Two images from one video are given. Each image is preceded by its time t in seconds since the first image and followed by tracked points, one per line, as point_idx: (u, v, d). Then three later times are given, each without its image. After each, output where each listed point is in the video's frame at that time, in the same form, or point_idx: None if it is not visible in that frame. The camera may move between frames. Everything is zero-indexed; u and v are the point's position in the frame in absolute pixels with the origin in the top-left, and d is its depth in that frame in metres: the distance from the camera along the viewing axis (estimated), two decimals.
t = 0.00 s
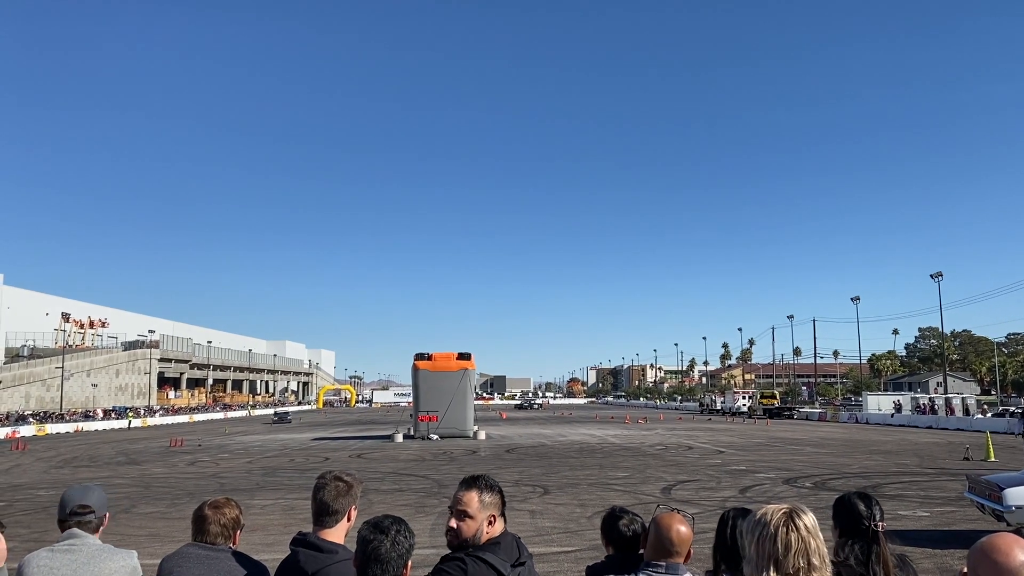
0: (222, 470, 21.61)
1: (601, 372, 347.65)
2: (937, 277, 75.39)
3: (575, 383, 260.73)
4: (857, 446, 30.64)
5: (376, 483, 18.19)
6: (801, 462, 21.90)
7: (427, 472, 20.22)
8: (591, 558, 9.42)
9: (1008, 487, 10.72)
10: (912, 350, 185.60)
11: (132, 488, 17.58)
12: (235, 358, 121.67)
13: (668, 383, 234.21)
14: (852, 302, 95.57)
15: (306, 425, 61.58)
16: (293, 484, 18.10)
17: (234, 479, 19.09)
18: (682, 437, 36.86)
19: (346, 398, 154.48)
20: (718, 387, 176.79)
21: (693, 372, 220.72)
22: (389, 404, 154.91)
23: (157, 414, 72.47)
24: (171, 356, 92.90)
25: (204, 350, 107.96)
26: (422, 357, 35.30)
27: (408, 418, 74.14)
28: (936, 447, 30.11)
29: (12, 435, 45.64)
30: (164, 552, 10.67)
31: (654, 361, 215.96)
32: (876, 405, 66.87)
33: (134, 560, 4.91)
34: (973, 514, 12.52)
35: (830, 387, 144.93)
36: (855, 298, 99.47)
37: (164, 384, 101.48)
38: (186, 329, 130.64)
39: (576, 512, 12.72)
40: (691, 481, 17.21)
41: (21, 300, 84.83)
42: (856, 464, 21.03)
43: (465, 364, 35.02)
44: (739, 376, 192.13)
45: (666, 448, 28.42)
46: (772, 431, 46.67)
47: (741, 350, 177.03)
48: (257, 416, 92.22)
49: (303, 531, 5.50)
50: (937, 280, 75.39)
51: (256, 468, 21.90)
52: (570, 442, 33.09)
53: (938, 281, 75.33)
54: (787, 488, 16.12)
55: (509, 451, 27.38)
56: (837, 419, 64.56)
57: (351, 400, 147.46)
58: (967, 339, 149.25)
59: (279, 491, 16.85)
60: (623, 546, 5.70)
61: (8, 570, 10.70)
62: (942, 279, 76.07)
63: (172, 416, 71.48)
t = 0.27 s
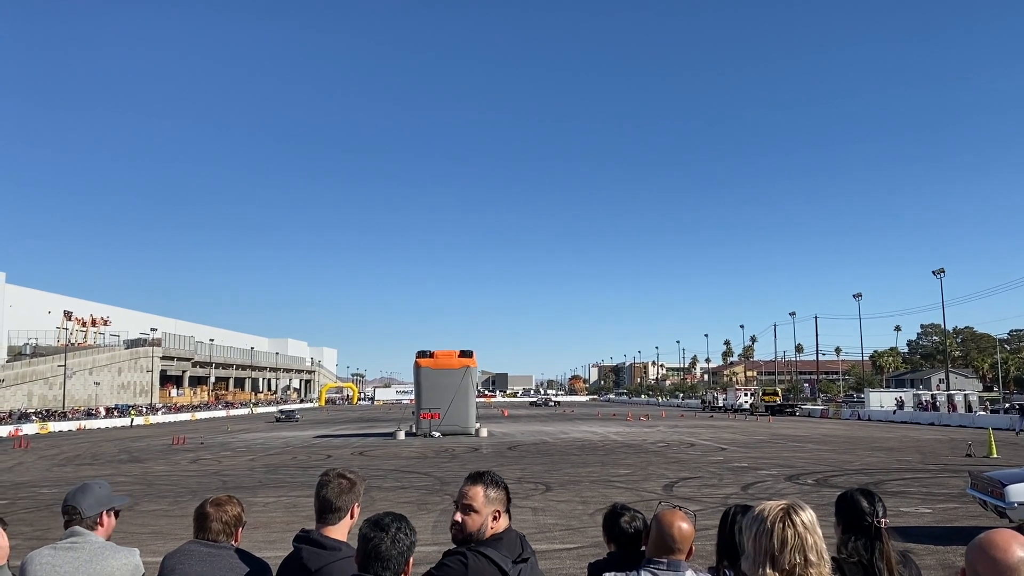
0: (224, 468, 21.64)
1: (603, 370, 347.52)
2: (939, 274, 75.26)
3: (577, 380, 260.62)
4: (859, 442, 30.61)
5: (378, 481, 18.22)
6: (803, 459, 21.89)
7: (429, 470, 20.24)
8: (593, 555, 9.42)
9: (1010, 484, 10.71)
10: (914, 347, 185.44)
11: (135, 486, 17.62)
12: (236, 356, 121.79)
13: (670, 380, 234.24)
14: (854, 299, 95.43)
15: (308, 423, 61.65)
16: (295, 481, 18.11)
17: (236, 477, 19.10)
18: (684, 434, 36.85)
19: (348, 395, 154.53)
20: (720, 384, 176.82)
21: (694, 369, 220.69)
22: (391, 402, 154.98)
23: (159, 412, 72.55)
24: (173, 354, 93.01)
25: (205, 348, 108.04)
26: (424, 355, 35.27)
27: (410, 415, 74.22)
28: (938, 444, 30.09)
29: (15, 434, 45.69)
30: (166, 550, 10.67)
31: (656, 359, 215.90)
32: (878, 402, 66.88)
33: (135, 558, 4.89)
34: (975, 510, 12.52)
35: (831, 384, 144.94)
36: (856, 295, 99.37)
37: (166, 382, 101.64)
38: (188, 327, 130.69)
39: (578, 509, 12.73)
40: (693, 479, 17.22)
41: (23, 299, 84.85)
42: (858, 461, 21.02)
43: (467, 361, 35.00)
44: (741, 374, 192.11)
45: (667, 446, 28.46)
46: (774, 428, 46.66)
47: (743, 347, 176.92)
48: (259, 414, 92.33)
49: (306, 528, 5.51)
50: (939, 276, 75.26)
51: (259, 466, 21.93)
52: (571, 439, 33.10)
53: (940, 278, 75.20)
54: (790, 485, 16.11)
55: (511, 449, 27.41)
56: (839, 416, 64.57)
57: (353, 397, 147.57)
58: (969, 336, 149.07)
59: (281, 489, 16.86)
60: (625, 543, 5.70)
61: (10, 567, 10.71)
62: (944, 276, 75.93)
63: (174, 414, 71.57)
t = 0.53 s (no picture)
0: (227, 465, 21.66)
1: (605, 367, 347.64)
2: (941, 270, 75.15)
3: (579, 377, 260.63)
4: (861, 438, 30.60)
5: (380, 478, 18.24)
6: (805, 455, 21.87)
7: (431, 466, 20.26)
8: (596, 552, 9.42)
9: (1012, 480, 10.71)
10: (916, 343, 185.37)
11: (137, 484, 17.64)
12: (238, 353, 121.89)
13: (671, 377, 234.37)
14: (855, 295, 95.30)
15: (310, 420, 61.75)
16: (297, 479, 18.14)
17: (238, 475, 19.12)
18: (686, 431, 36.85)
19: (350, 393, 154.64)
20: (722, 381, 176.84)
21: (696, 366, 220.71)
22: (393, 399, 155.16)
23: (162, 410, 72.63)
24: (175, 352, 93.10)
25: (207, 345, 108.15)
26: (426, 352, 35.26)
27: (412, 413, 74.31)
28: (940, 439, 30.07)
29: (18, 431, 45.76)
30: (169, 547, 10.69)
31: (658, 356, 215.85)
32: (879, 398, 66.84)
33: (136, 558, 4.87)
34: (977, 506, 12.52)
35: (833, 380, 144.94)
36: (858, 291, 99.37)
37: (169, 380, 101.81)
38: (190, 325, 130.77)
39: (579, 506, 12.74)
40: (695, 475, 17.22)
41: (26, 297, 84.99)
42: (860, 457, 21.01)
43: (468, 358, 34.99)
44: (743, 370, 192.17)
45: (669, 442, 28.44)
46: (776, 425, 46.67)
47: (745, 344, 176.87)
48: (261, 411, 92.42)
49: (309, 526, 5.50)
50: (941, 272, 75.16)
51: (261, 464, 21.95)
52: (574, 436, 33.10)
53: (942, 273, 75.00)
54: (792, 482, 16.11)
55: (513, 446, 27.40)
56: (841, 412, 64.59)
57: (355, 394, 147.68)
58: (971, 332, 149.01)
59: (283, 487, 16.88)
60: (626, 539, 5.72)
61: (13, 565, 10.72)
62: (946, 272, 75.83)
63: (176, 412, 71.65)
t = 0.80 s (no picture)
0: (229, 463, 21.67)
1: (606, 364, 347.57)
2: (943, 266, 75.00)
3: (581, 374, 260.61)
4: (863, 435, 30.60)
5: (382, 475, 18.26)
6: (807, 452, 21.87)
7: (433, 464, 20.27)
8: (598, 549, 9.43)
9: (1014, 476, 10.71)
10: (918, 340, 185.24)
11: (140, 481, 17.66)
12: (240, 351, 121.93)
13: (673, 374, 234.20)
14: (857, 291, 95.08)
15: (312, 417, 61.79)
16: (299, 476, 18.14)
17: (240, 472, 19.13)
18: (688, 428, 36.86)
19: (352, 390, 154.75)
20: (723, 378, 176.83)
21: (698, 363, 220.63)
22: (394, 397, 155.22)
23: (163, 408, 72.69)
24: (177, 350, 93.12)
25: (209, 343, 108.19)
26: (427, 350, 35.23)
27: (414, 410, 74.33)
28: (942, 436, 30.06)
29: (20, 429, 45.81)
30: (171, 545, 10.70)
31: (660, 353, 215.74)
32: (881, 395, 66.81)
33: (139, 557, 4.87)
34: (979, 502, 12.53)
35: (835, 376, 144.79)
36: (861, 288, 99.20)
37: (170, 377, 101.93)
38: (191, 323, 130.78)
39: (581, 503, 12.74)
40: (697, 472, 17.23)
41: (27, 295, 85.03)
42: (862, 454, 21.01)
43: (470, 356, 34.97)
44: (745, 367, 192.01)
45: (672, 439, 28.46)
46: (778, 421, 46.68)
47: (747, 341, 176.79)
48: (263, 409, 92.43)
49: (311, 523, 5.52)
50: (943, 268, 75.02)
51: (263, 461, 21.95)
52: (575, 433, 33.11)
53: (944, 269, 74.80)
54: (794, 479, 16.12)
55: (515, 443, 27.42)
56: (843, 408, 64.58)
57: (357, 392, 147.72)
58: (973, 328, 148.83)
59: (285, 484, 16.89)
60: (630, 536, 5.71)
61: (16, 563, 10.74)
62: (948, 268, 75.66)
63: (178, 410, 71.69)
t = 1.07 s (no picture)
0: (230, 460, 21.70)
1: (608, 361, 347.63)
2: (944, 262, 74.82)
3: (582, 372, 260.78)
4: (863, 432, 30.63)
5: (384, 472, 18.28)
6: (809, 449, 21.89)
7: (435, 461, 20.31)
8: (600, 545, 9.44)
9: (1015, 472, 10.70)
10: (919, 336, 185.08)
11: (142, 479, 17.68)
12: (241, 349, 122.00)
13: (674, 371, 234.27)
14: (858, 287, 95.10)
15: (313, 415, 61.79)
16: (301, 474, 18.17)
17: (242, 470, 19.16)
18: (689, 425, 36.88)
19: (353, 388, 154.86)
20: (725, 374, 176.85)
21: (699, 360, 220.55)
22: (396, 394, 155.32)
23: (165, 405, 72.71)
24: (178, 348, 93.21)
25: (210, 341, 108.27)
26: (429, 347, 35.25)
27: (415, 408, 74.35)
28: (943, 432, 30.07)
29: (22, 427, 45.89)
30: (173, 543, 10.71)
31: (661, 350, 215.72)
32: (882, 391, 66.85)
33: (140, 556, 4.85)
34: (981, 499, 12.52)
35: (836, 373, 144.83)
36: (862, 285, 99.12)
37: (172, 376, 102.02)
38: (192, 321, 130.76)
39: (583, 500, 12.77)
40: (699, 469, 17.23)
41: (28, 293, 85.04)
42: (864, 450, 21.03)
43: (472, 353, 34.96)
44: (746, 363, 192.12)
45: (673, 436, 28.46)
46: (779, 418, 46.69)
47: (749, 337, 176.67)
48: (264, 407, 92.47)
49: (312, 520, 5.52)
50: (944, 264, 74.86)
51: (264, 459, 21.97)
52: (577, 430, 33.14)
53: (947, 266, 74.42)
54: (796, 475, 16.14)
55: (517, 440, 27.43)
56: (844, 405, 64.57)
57: (358, 389, 147.79)
58: (974, 325, 148.70)
59: (287, 482, 16.90)
60: (631, 532, 5.72)
61: (18, 561, 10.74)
62: (949, 264, 75.52)
63: (180, 407, 71.71)
